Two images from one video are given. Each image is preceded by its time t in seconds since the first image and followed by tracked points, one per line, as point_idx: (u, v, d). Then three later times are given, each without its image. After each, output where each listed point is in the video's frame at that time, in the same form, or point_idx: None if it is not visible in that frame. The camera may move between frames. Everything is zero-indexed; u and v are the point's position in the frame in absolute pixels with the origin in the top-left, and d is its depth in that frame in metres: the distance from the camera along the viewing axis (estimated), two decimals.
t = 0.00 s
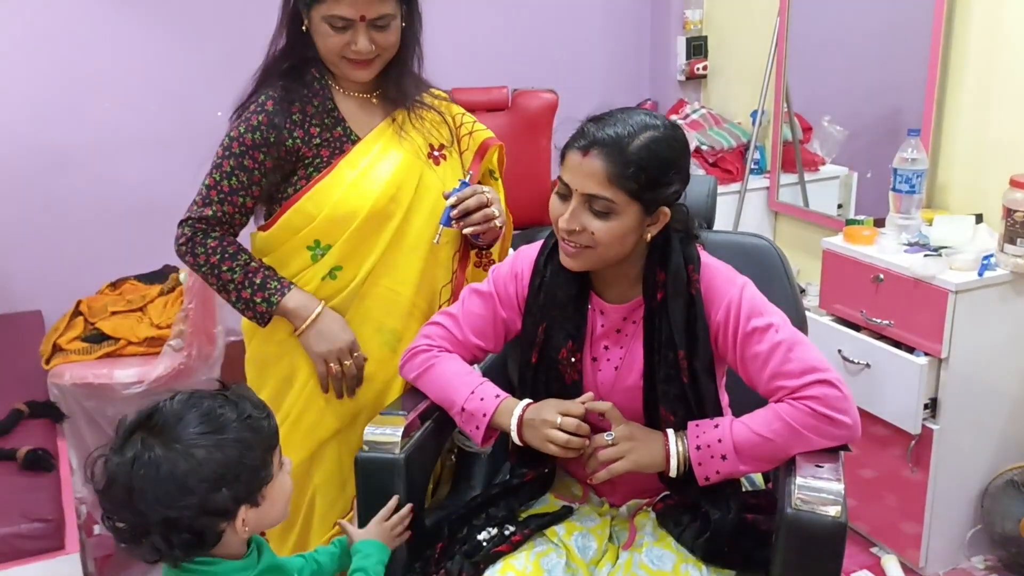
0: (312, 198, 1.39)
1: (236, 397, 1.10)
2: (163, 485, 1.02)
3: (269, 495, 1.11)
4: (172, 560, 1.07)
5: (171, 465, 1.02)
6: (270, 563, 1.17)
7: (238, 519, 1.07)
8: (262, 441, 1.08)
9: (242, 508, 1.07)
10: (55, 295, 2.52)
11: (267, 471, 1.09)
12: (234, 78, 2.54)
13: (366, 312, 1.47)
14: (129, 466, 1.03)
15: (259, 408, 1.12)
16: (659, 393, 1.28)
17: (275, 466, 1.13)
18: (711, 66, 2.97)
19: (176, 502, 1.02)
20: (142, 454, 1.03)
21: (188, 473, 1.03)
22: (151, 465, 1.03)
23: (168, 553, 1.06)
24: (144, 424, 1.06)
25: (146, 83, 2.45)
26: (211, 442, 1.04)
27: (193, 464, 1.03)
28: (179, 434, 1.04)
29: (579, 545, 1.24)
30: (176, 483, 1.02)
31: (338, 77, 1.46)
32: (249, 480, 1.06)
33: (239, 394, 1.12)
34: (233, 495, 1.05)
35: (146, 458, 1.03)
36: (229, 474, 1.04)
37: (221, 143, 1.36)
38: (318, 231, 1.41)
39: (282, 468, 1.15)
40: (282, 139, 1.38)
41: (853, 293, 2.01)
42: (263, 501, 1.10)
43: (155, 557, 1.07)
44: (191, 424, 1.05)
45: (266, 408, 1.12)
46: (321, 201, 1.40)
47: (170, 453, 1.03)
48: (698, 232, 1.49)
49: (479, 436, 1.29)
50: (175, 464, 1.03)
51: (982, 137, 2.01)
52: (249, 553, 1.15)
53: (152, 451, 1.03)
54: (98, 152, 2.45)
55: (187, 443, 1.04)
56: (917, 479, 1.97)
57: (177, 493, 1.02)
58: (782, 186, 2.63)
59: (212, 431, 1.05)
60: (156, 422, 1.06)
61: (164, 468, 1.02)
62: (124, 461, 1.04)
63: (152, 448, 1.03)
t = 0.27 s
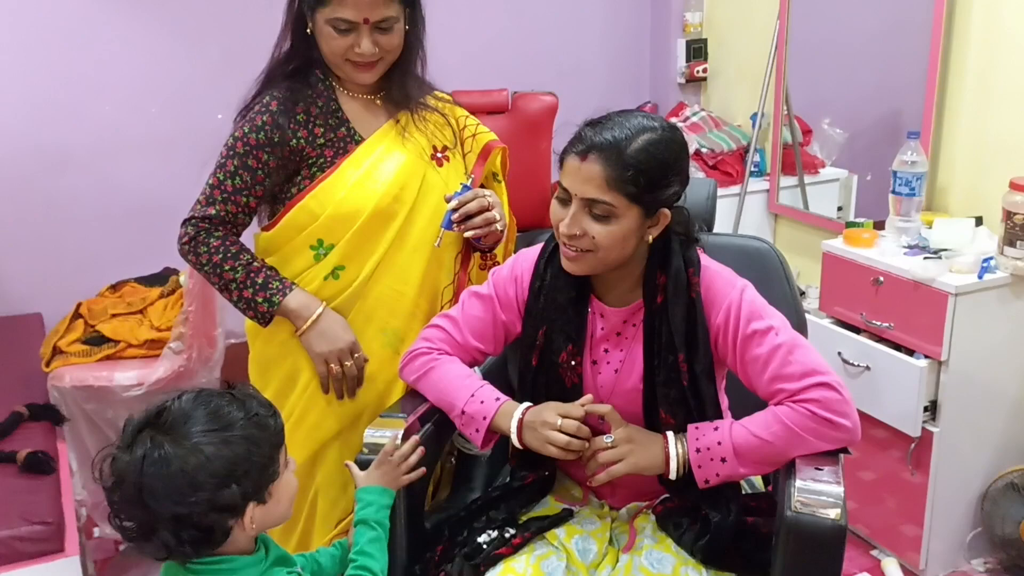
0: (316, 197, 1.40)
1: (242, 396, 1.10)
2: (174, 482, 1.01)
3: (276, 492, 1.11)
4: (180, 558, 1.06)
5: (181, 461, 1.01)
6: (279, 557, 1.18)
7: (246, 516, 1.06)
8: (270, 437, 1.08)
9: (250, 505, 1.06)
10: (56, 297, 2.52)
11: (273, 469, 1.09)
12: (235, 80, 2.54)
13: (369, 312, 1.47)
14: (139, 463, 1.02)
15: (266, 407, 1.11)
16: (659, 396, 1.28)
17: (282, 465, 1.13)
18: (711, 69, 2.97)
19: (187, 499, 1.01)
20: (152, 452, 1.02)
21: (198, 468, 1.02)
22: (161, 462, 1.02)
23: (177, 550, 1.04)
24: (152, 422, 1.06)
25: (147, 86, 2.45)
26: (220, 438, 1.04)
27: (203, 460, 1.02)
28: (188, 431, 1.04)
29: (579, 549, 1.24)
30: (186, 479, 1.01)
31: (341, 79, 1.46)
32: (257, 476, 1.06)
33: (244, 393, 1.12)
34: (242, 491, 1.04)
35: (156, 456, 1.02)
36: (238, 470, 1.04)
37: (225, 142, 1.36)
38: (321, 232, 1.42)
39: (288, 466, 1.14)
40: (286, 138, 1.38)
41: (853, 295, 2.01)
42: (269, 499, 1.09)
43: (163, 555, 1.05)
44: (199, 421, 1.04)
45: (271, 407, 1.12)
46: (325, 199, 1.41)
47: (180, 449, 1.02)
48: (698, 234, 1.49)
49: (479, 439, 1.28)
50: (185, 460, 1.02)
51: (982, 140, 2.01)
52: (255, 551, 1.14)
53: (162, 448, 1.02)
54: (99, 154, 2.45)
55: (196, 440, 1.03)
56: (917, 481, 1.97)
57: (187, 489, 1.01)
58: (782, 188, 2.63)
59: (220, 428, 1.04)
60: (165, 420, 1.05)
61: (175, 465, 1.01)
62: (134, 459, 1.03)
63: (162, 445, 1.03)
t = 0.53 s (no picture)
0: (320, 200, 1.40)
1: (244, 395, 1.10)
2: (181, 481, 1.01)
3: (279, 490, 1.11)
4: (187, 557, 1.05)
5: (189, 460, 1.01)
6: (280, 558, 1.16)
7: (252, 515, 1.06)
8: (274, 436, 1.08)
9: (255, 503, 1.06)
10: (56, 301, 2.52)
11: (277, 467, 1.09)
12: (235, 85, 2.54)
13: (371, 316, 1.47)
14: (146, 464, 1.02)
15: (268, 406, 1.11)
16: (658, 400, 1.28)
17: (285, 464, 1.13)
18: (711, 73, 2.98)
19: (194, 499, 1.01)
20: (159, 452, 1.02)
21: (205, 468, 1.01)
22: (168, 461, 1.01)
23: (185, 549, 1.04)
24: (157, 423, 1.05)
25: (148, 91, 2.45)
26: (225, 437, 1.04)
27: (210, 459, 1.02)
28: (194, 430, 1.03)
29: (578, 553, 1.23)
30: (194, 478, 1.01)
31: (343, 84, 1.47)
32: (262, 475, 1.06)
33: (246, 393, 1.12)
34: (248, 489, 1.04)
35: (163, 456, 1.02)
36: (244, 468, 1.04)
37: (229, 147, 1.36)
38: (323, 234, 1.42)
39: (291, 464, 1.14)
40: (289, 142, 1.38)
41: (854, 299, 2.01)
42: (273, 497, 1.09)
43: (170, 554, 1.05)
44: (205, 420, 1.04)
45: (274, 406, 1.12)
46: (327, 202, 1.41)
47: (187, 449, 1.02)
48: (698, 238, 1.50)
49: (479, 444, 1.29)
50: (191, 459, 1.02)
51: (982, 144, 2.01)
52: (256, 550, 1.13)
53: (169, 448, 1.02)
54: (100, 159, 2.45)
55: (202, 439, 1.03)
56: (917, 485, 1.96)
57: (195, 488, 1.01)
58: (782, 192, 2.63)
59: (225, 427, 1.04)
60: (170, 420, 1.05)
61: (182, 464, 1.01)
62: (141, 461, 1.02)
63: (169, 445, 1.02)
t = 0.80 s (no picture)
0: (318, 201, 1.40)
1: (234, 396, 1.10)
2: (170, 480, 1.01)
3: (267, 491, 1.10)
4: (174, 556, 1.05)
5: (177, 460, 1.01)
6: (267, 560, 1.15)
7: (240, 515, 1.05)
8: (263, 436, 1.08)
9: (244, 503, 1.06)
10: (56, 304, 2.52)
11: (266, 467, 1.09)
12: (235, 88, 2.54)
13: (369, 316, 1.47)
14: (134, 463, 1.01)
15: (258, 408, 1.12)
16: (658, 402, 1.28)
17: (273, 464, 1.13)
18: (711, 76, 2.98)
19: (182, 497, 1.01)
20: (148, 451, 1.02)
21: (193, 467, 1.01)
22: (157, 461, 1.01)
23: (173, 548, 1.03)
24: (146, 423, 1.05)
25: (148, 95, 2.46)
26: (214, 437, 1.03)
27: (199, 459, 1.02)
28: (182, 430, 1.03)
29: (578, 557, 1.23)
30: (182, 478, 1.01)
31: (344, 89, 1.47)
32: (250, 475, 1.06)
33: (235, 394, 1.12)
34: (236, 488, 1.04)
35: (151, 455, 1.01)
36: (232, 467, 1.03)
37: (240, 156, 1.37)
38: (322, 235, 1.42)
39: (279, 465, 1.14)
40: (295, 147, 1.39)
41: (854, 303, 2.01)
42: (261, 497, 1.09)
43: (158, 553, 1.04)
44: (193, 420, 1.04)
45: (263, 407, 1.12)
46: (326, 204, 1.41)
47: (176, 448, 1.02)
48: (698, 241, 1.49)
49: (479, 447, 1.29)
50: (181, 459, 1.01)
51: (982, 147, 2.01)
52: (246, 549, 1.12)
53: (158, 448, 1.02)
54: (100, 162, 2.46)
55: (192, 438, 1.03)
56: (918, 489, 1.96)
57: (183, 487, 1.01)
58: (782, 196, 2.63)
59: (215, 427, 1.04)
60: (160, 420, 1.04)
61: (171, 464, 1.01)
62: (129, 459, 1.02)
63: (158, 445, 1.02)
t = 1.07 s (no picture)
0: (320, 207, 1.41)
1: (223, 399, 1.09)
2: (157, 486, 1.01)
3: (260, 492, 1.10)
4: (168, 561, 1.05)
5: (164, 466, 1.01)
6: (265, 562, 1.15)
7: (231, 518, 1.05)
8: (252, 438, 1.07)
9: (234, 505, 1.05)
10: (56, 309, 2.52)
11: (258, 469, 1.08)
12: (236, 92, 2.55)
13: (372, 320, 1.47)
14: (121, 470, 1.02)
15: (246, 409, 1.10)
16: (658, 406, 1.28)
17: (265, 464, 1.11)
18: (711, 81, 2.98)
19: (170, 503, 1.01)
20: (135, 459, 1.02)
21: (180, 472, 1.01)
22: (144, 468, 1.01)
23: (164, 553, 1.04)
24: (134, 428, 1.05)
25: (148, 99, 2.46)
26: (201, 440, 1.03)
27: (185, 463, 1.02)
28: (169, 434, 1.03)
29: (579, 561, 1.23)
30: (169, 483, 1.01)
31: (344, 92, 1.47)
32: (239, 477, 1.05)
33: (225, 396, 1.11)
34: (225, 491, 1.04)
35: (138, 462, 1.02)
36: (219, 471, 1.03)
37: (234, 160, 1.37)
38: (326, 241, 1.43)
39: (271, 466, 1.13)
40: (293, 150, 1.39)
41: (854, 307, 2.01)
42: (254, 499, 1.08)
43: (151, 559, 1.05)
44: (180, 424, 1.04)
45: (252, 409, 1.11)
46: (329, 209, 1.41)
47: (163, 453, 1.02)
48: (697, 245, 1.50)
49: (479, 452, 1.28)
50: (169, 466, 1.01)
51: (982, 151, 2.01)
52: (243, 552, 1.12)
53: (145, 454, 1.02)
54: (100, 166, 2.46)
55: (179, 443, 1.02)
56: (918, 493, 1.96)
57: (170, 493, 1.01)
58: (782, 200, 2.63)
59: (202, 431, 1.04)
60: (146, 426, 1.04)
61: (158, 470, 1.01)
62: (116, 466, 1.03)
63: (144, 451, 1.02)
